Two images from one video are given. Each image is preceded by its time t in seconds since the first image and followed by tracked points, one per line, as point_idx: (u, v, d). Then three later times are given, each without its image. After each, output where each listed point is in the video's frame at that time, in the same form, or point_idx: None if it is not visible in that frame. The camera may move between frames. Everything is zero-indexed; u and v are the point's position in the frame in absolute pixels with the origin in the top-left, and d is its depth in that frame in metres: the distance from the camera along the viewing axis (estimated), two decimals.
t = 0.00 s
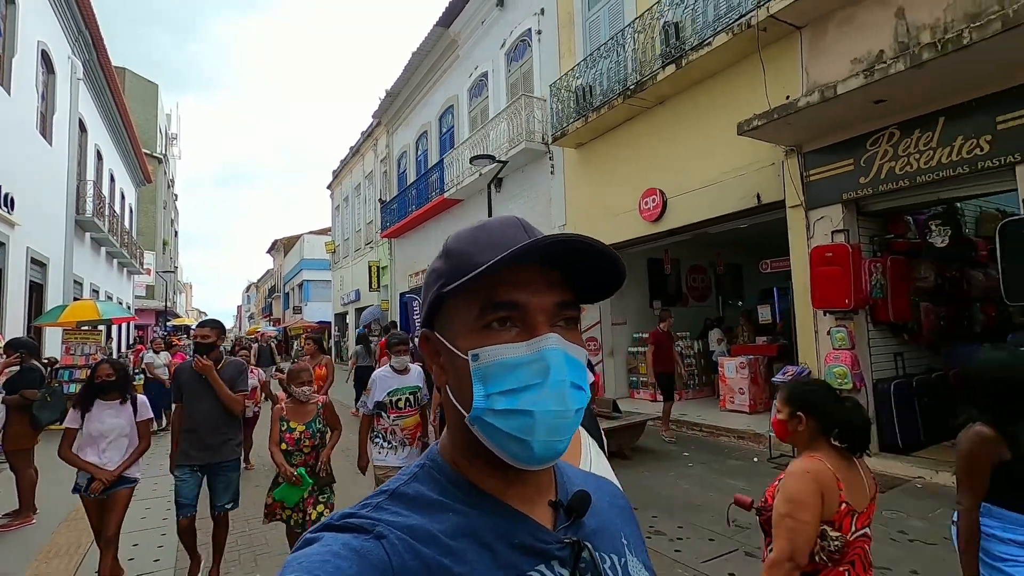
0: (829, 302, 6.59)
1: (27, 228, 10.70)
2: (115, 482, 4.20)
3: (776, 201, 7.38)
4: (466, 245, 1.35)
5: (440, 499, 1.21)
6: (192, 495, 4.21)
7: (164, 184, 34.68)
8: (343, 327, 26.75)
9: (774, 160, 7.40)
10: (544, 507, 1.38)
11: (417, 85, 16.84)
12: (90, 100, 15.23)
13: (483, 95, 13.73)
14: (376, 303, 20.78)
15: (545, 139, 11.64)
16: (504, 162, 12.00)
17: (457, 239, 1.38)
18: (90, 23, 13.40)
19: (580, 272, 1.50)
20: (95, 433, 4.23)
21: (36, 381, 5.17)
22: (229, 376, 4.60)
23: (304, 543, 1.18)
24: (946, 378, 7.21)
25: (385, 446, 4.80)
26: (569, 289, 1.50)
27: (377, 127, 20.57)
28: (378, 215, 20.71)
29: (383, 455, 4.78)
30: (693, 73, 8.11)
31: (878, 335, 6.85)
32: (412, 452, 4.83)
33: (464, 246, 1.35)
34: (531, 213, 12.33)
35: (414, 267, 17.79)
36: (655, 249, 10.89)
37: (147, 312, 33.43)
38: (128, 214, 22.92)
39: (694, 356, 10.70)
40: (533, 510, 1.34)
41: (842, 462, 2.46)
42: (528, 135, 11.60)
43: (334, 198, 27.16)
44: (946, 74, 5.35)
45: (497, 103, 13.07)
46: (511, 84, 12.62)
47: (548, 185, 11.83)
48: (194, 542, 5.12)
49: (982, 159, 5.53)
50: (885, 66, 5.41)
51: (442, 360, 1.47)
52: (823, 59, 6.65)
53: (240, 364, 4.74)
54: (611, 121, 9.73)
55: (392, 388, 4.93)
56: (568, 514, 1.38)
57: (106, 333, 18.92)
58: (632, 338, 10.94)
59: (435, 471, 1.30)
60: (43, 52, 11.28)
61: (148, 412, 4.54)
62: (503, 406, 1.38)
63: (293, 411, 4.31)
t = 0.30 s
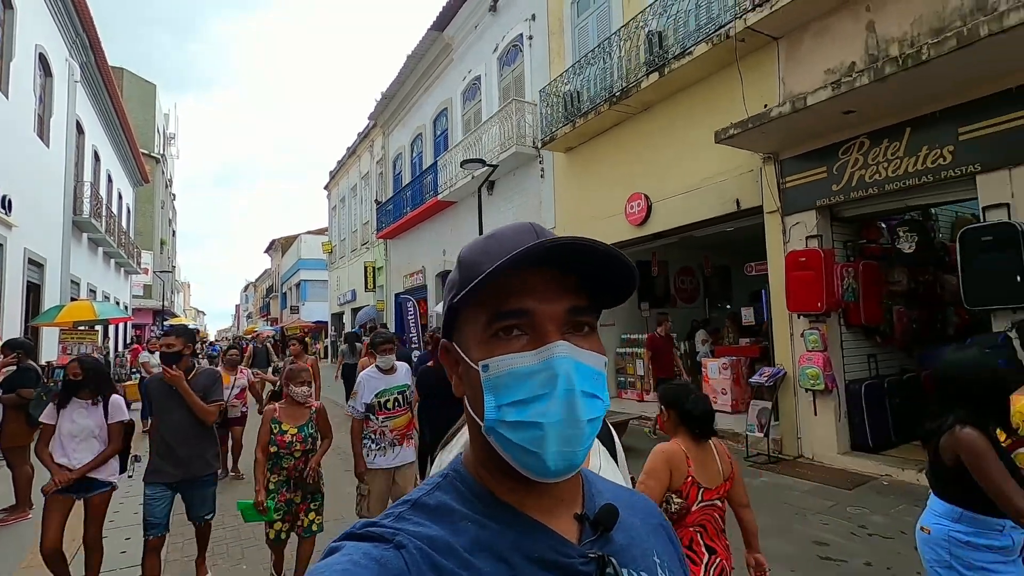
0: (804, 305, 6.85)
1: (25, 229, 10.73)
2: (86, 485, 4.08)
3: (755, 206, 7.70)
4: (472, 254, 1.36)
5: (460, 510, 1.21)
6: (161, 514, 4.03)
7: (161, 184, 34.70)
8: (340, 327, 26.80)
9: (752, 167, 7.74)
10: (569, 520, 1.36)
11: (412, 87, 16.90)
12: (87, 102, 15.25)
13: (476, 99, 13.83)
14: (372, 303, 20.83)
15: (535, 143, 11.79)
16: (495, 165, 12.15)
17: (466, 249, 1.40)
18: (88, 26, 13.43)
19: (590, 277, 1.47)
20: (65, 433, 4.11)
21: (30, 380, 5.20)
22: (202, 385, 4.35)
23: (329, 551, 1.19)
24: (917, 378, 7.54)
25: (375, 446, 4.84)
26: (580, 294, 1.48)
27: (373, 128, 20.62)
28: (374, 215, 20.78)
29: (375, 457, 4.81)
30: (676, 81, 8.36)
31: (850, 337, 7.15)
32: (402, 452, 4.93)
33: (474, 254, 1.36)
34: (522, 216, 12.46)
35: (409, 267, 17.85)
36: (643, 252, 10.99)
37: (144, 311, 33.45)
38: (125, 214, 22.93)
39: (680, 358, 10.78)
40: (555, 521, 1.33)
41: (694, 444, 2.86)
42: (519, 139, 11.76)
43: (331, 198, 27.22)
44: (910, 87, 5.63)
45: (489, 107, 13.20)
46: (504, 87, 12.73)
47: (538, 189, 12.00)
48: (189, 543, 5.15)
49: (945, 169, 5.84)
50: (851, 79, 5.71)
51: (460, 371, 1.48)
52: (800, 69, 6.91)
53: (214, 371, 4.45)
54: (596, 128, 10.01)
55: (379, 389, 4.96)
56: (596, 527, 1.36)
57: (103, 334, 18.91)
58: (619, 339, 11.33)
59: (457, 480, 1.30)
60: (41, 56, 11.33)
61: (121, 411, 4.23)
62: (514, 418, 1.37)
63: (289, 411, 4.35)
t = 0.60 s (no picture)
0: (775, 304, 7.10)
1: (18, 228, 10.71)
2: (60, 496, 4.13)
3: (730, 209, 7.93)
4: (465, 251, 1.39)
5: (456, 502, 1.23)
6: (133, 516, 4.02)
7: (155, 182, 34.56)
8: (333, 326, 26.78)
9: (729, 171, 7.94)
10: (562, 510, 1.40)
11: (404, 87, 16.92)
12: (80, 101, 15.18)
13: (467, 100, 13.88)
14: (365, 302, 20.83)
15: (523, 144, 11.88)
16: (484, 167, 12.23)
17: (458, 247, 1.43)
18: (81, 25, 13.39)
19: (580, 278, 1.49)
20: (32, 443, 4.11)
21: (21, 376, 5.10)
22: (175, 381, 4.30)
23: (327, 550, 1.21)
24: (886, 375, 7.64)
25: (372, 450, 4.90)
26: (570, 292, 1.49)
27: (366, 128, 20.64)
28: (367, 215, 20.78)
29: (373, 460, 4.88)
30: (655, 86, 8.53)
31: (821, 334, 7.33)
32: (399, 455, 4.96)
33: (466, 252, 1.39)
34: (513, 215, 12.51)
35: (402, 266, 17.86)
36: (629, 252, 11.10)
37: (137, 309, 33.29)
38: (118, 212, 22.82)
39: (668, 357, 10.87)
40: (549, 511, 1.36)
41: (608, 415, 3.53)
42: (508, 140, 11.84)
43: (325, 197, 27.19)
44: (871, 96, 5.88)
45: (479, 108, 13.26)
46: (494, 88, 12.79)
47: (527, 189, 12.08)
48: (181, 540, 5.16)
49: (907, 174, 6.06)
50: (816, 88, 5.93)
51: (454, 366, 1.51)
52: (774, 78, 7.05)
53: (186, 370, 4.39)
54: (581, 131, 10.16)
55: (377, 390, 5.02)
56: (586, 515, 1.40)
57: (95, 332, 18.83)
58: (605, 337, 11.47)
59: (451, 475, 1.33)
60: (34, 56, 11.31)
61: (89, 416, 4.26)
62: (502, 413, 1.40)
63: (281, 415, 4.31)
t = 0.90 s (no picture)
0: (749, 306, 7.34)
1: (18, 229, 10.77)
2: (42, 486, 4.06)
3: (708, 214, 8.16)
4: (452, 260, 1.40)
5: (447, 511, 1.26)
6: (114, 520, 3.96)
7: (152, 182, 34.56)
8: (328, 326, 26.84)
9: (708, 176, 8.16)
10: (554, 515, 1.43)
11: (399, 90, 16.99)
12: (78, 103, 15.21)
13: (460, 104, 13.96)
14: (361, 302, 20.91)
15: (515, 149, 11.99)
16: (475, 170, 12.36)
17: (444, 252, 1.44)
18: (80, 28, 13.43)
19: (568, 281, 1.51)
20: (15, 434, 4.08)
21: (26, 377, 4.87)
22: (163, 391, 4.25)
23: (319, 566, 1.23)
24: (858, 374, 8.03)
25: (374, 444, 4.92)
26: (558, 295, 1.51)
27: (362, 129, 20.69)
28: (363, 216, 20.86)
29: (371, 454, 4.89)
30: (639, 95, 8.73)
31: (794, 335, 7.59)
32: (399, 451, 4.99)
33: (452, 259, 1.40)
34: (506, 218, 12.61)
35: (397, 267, 17.95)
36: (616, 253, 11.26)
37: (135, 308, 33.26)
38: (116, 212, 22.84)
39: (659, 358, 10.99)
40: (541, 516, 1.39)
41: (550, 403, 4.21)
42: (499, 144, 11.93)
43: (321, 198, 27.25)
44: (836, 108, 6.16)
45: (472, 112, 13.35)
46: (486, 93, 12.88)
47: (517, 193, 12.21)
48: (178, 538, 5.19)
49: (871, 182, 6.31)
50: (783, 100, 6.24)
51: (442, 374, 1.52)
52: (748, 89, 7.32)
53: (173, 378, 4.33)
54: (570, 136, 10.29)
55: (383, 384, 5.07)
56: (578, 519, 1.44)
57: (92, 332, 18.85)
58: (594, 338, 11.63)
59: (442, 485, 1.35)
60: (34, 59, 11.35)
61: (75, 406, 4.37)
62: (493, 419, 1.41)
63: (265, 412, 4.32)
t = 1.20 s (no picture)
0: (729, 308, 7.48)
1: (18, 230, 10.83)
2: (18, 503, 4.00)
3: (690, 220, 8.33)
4: (462, 249, 1.36)
5: (443, 508, 1.22)
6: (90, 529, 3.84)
7: (151, 183, 34.64)
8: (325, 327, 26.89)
9: (691, 183, 8.34)
10: (551, 517, 1.39)
11: (396, 94, 17.06)
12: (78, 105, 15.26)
13: (455, 107, 14.02)
14: (357, 303, 20.96)
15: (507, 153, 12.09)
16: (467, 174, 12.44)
17: (452, 244, 1.41)
18: (81, 33, 13.50)
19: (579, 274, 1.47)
20: None
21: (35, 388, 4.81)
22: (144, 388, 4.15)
23: (309, 555, 1.20)
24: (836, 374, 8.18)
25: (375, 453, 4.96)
26: (569, 288, 1.48)
27: (359, 132, 20.76)
28: (360, 218, 20.94)
29: (373, 463, 4.93)
30: (626, 102, 8.83)
31: (773, 338, 7.72)
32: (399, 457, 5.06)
33: (462, 249, 1.36)
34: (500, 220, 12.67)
35: (393, 269, 18.00)
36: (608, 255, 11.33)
37: (133, 309, 33.26)
38: (116, 213, 22.90)
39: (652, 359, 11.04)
40: (538, 516, 1.35)
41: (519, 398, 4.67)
42: (492, 149, 12.02)
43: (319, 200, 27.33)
44: (806, 119, 6.39)
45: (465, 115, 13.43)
46: (480, 97, 12.96)
47: (509, 197, 12.29)
48: (174, 536, 5.19)
49: (841, 190, 6.52)
50: (757, 111, 6.45)
51: (446, 366, 1.49)
52: (728, 97, 7.46)
53: (155, 373, 4.23)
54: (561, 141, 10.37)
55: (379, 390, 5.07)
56: (577, 524, 1.40)
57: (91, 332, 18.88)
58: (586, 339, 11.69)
59: (440, 478, 1.31)
60: (34, 63, 11.40)
61: (61, 416, 4.26)
62: (501, 410, 1.38)
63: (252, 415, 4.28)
